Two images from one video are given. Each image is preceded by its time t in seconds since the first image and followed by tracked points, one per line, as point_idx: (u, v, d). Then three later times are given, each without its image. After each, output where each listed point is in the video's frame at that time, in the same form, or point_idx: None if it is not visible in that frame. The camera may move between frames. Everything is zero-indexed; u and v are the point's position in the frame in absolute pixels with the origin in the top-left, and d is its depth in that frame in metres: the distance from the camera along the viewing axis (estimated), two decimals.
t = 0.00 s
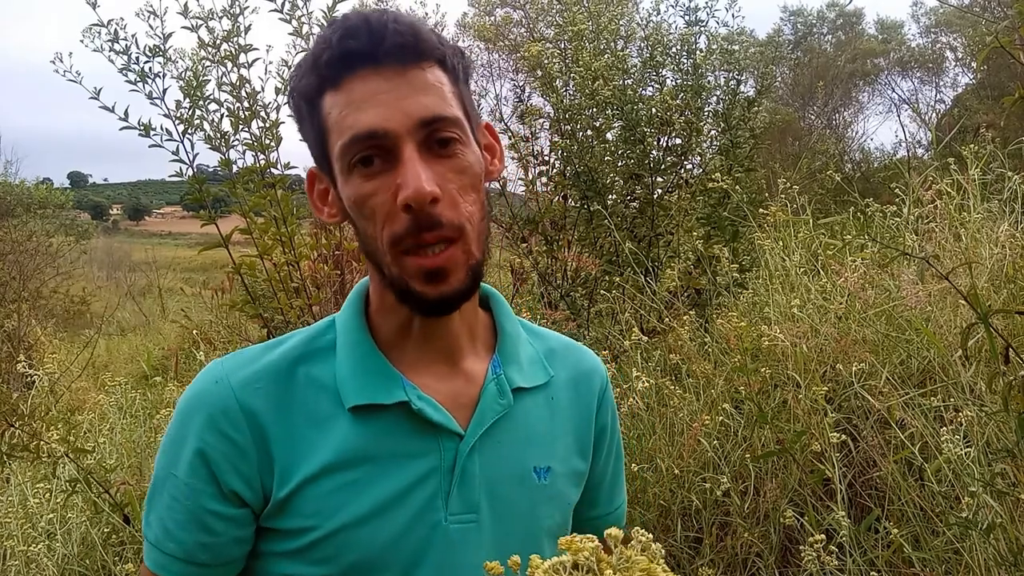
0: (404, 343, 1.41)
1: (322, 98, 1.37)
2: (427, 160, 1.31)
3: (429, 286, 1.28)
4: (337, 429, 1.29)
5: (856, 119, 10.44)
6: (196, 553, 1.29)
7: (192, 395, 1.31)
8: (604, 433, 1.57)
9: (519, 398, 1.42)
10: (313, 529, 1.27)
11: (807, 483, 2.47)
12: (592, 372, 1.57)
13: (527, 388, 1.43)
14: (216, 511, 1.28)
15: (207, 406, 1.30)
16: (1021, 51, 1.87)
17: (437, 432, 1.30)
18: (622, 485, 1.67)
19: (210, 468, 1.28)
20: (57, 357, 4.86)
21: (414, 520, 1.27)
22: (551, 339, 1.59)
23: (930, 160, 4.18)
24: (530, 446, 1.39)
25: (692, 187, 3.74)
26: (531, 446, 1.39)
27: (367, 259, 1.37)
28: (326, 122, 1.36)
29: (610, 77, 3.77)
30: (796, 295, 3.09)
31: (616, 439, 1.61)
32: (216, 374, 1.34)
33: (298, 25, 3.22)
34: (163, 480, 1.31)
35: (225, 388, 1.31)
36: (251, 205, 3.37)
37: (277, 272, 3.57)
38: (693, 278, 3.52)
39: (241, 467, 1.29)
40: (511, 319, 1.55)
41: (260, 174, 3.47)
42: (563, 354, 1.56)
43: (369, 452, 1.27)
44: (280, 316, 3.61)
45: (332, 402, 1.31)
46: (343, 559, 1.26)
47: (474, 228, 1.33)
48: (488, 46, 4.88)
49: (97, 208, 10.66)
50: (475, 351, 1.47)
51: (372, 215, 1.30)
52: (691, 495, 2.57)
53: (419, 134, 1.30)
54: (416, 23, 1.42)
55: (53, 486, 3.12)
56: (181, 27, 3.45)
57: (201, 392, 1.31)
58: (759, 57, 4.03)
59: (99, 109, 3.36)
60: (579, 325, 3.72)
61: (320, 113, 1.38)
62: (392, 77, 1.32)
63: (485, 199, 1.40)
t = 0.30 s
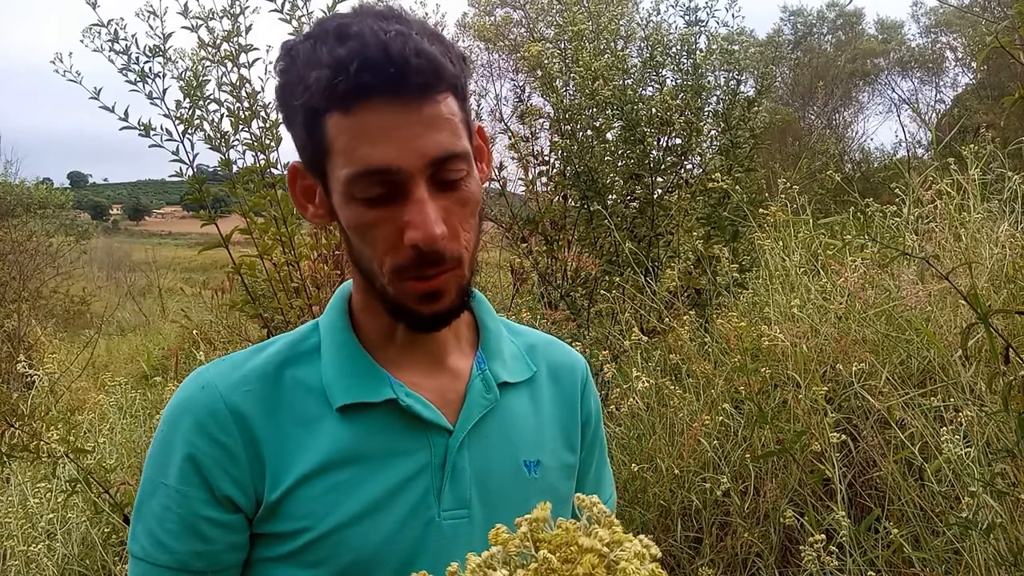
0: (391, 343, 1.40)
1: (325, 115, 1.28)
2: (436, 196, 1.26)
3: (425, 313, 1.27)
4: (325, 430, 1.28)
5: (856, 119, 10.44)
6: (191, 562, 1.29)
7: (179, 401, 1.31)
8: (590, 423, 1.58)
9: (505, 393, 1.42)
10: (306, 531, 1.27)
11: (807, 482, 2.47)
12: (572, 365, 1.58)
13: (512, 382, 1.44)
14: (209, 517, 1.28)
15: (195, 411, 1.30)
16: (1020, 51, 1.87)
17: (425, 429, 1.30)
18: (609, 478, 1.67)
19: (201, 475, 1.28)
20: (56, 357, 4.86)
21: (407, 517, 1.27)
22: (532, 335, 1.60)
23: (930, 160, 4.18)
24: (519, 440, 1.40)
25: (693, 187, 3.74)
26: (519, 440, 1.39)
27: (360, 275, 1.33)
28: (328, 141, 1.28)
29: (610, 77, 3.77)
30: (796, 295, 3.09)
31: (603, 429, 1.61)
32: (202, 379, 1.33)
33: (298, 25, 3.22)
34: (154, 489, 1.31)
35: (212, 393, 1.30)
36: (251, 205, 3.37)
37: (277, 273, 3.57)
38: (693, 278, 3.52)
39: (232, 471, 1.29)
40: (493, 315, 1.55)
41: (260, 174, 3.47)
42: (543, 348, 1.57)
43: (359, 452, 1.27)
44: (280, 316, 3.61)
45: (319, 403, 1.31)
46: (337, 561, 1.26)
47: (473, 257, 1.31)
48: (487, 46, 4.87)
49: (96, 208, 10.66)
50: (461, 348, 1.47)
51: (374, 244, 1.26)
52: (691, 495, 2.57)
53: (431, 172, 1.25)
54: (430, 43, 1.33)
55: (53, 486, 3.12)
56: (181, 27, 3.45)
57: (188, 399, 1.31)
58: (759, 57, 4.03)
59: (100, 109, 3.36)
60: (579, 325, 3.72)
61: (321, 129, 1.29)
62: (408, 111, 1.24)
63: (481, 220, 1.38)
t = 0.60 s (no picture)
0: (382, 347, 1.40)
1: (304, 119, 1.27)
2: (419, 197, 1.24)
3: (414, 316, 1.27)
4: (315, 434, 1.28)
5: (856, 119, 10.43)
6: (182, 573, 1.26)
7: (170, 408, 1.31)
8: (589, 420, 1.56)
9: (500, 394, 1.41)
10: (298, 538, 1.25)
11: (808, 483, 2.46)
12: (569, 363, 1.57)
13: (507, 383, 1.42)
14: (201, 524, 1.26)
15: (186, 416, 1.30)
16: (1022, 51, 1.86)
17: (417, 433, 1.29)
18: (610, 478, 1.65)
19: (194, 479, 1.28)
20: (56, 357, 4.85)
21: (400, 521, 1.26)
22: (529, 335, 1.58)
23: (931, 160, 4.17)
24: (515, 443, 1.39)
25: (693, 187, 3.73)
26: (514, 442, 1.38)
27: (348, 279, 1.33)
28: (310, 146, 1.27)
29: (610, 76, 3.76)
30: (796, 295, 3.08)
31: (603, 426, 1.60)
32: (192, 385, 1.33)
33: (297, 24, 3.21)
34: (143, 499, 1.29)
35: (204, 398, 1.31)
36: (250, 204, 3.37)
37: (277, 272, 3.56)
38: (693, 278, 3.51)
39: (223, 477, 1.28)
40: (487, 315, 1.54)
41: (259, 174, 3.46)
42: (540, 348, 1.55)
43: (349, 456, 1.27)
44: (280, 316, 3.60)
45: (309, 408, 1.31)
46: (331, 566, 1.25)
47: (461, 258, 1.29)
48: (487, 45, 4.86)
49: (96, 208, 10.65)
50: (454, 350, 1.47)
51: (359, 249, 1.25)
52: (691, 495, 2.56)
53: (413, 174, 1.23)
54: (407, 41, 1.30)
55: (52, 487, 3.11)
56: (180, 28, 3.52)
57: (179, 405, 1.31)
58: (759, 56, 4.02)
59: (99, 109, 3.40)
60: (579, 325, 3.71)
61: (301, 133, 1.28)
62: (387, 111, 1.22)
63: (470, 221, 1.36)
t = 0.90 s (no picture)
0: (382, 352, 1.41)
1: (281, 122, 1.27)
2: (403, 191, 1.24)
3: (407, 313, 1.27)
4: (312, 440, 1.29)
5: (855, 119, 10.43)
6: None
7: (166, 413, 1.32)
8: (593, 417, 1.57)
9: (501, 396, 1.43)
10: (296, 545, 1.25)
11: (807, 483, 2.46)
12: (572, 361, 1.57)
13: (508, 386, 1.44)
14: (201, 530, 1.27)
15: (183, 422, 1.31)
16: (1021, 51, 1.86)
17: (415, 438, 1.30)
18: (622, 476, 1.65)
19: (192, 485, 1.28)
20: (56, 357, 4.86)
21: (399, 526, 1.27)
22: (534, 334, 1.59)
23: (931, 161, 4.18)
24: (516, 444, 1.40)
25: (693, 187, 3.74)
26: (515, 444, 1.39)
27: (341, 282, 1.34)
28: (290, 149, 1.27)
29: (610, 77, 3.76)
30: (796, 295, 3.09)
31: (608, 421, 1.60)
32: (189, 391, 1.34)
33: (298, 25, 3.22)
34: (142, 507, 1.29)
35: (201, 404, 1.32)
36: (250, 204, 3.37)
37: (277, 272, 3.57)
38: (693, 278, 3.52)
39: (222, 482, 1.29)
40: (490, 316, 1.55)
41: (260, 174, 3.47)
42: (543, 346, 1.56)
43: (346, 462, 1.27)
44: (280, 316, 3.60)
45: (306, 414, 1.31)
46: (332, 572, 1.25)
47: (450, 248, 1.30)
48: (486, 46, 4.86)
49: (96, 208, 10.66)
50: (455, 352, 1.48)
51: (348, 249, 1.26)
52: (691, 495, 2.57)
53: (393, 167, 1.23)
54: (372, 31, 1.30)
55: (53, 486, 3.12)
56: (180, 27, 3.48)
57: (175, 411, 1.32)
58: (759, 57, 4.03)
59: (99, 109, 3.39)
60: (579, 325, 3.71)
61: (280, 137, 1.29)
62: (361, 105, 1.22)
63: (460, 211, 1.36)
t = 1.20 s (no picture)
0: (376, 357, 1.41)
1: (288, 108, 1.27)
2: (408, 188, 1.24)
3: (404, 313, 1.26)
4: (305, 447, 1.29)
5: (855, 119, 10.44)
6: None
7: (156, 425, 1.32)
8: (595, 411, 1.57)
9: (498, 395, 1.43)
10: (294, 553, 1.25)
11: (807, 483, 2.46)
12: (572, 356, 1.57)
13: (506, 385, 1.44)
14: (197, 542, 1.27)
15: (174, 433, 1.31)
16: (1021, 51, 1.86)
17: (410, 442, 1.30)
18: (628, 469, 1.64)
19: (186, 497, 1.28)
20: (56, 357, 4.85)
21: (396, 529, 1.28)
22: (532, 331, 1.59)
23: (931, 161, 4.18)
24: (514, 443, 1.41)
25: (693, 187, 3.74)
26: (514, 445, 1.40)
27: (337, 280, 1.33)
28: (295, 136, 1.27)
29: (610, 77, 3.76)
30: (796, 295, 3.09)
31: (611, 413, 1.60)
32: (180, 401, 1.34)
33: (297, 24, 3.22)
34: (139, 520, 1.29)
35: (192, 414, 1.32)
36: (250, 205, 3.37)
37: (277, 272, 3.57)
38: (693, 278, 3.52)
39: (216, 493, 1.29)
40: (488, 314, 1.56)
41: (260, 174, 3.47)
42: (542, 343, 1.56)
43: (340, 468, 1.27)
44: (280, 316, 3.61)
45: (299, 421, 1.32)
46: None
47: (451, 252, 1.30)
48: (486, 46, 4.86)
49: (96, 208, 10.66)
50: (451, 353, 1.49)
51: (347, 244, 1.25)
52: (691, 495, 2.57)
53: (401, 162, 1.23)
54: (395, 26, 1.32)
55: (53, 486, 3.12)
56: (181, 27, 3.47)
57: (166, 422, 1.32)
58: (759, 57, 4.03)
59: (99, 109, 3.39)
60: (579, 325, 3.71)
61: (285, 122, 1.28)
62: (374, 97, 1.22)
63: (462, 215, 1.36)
